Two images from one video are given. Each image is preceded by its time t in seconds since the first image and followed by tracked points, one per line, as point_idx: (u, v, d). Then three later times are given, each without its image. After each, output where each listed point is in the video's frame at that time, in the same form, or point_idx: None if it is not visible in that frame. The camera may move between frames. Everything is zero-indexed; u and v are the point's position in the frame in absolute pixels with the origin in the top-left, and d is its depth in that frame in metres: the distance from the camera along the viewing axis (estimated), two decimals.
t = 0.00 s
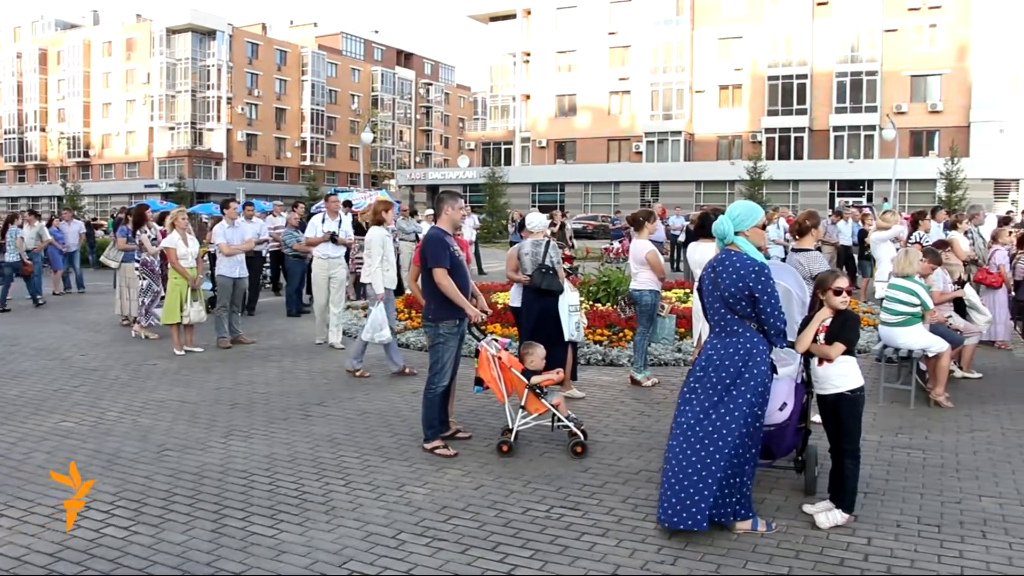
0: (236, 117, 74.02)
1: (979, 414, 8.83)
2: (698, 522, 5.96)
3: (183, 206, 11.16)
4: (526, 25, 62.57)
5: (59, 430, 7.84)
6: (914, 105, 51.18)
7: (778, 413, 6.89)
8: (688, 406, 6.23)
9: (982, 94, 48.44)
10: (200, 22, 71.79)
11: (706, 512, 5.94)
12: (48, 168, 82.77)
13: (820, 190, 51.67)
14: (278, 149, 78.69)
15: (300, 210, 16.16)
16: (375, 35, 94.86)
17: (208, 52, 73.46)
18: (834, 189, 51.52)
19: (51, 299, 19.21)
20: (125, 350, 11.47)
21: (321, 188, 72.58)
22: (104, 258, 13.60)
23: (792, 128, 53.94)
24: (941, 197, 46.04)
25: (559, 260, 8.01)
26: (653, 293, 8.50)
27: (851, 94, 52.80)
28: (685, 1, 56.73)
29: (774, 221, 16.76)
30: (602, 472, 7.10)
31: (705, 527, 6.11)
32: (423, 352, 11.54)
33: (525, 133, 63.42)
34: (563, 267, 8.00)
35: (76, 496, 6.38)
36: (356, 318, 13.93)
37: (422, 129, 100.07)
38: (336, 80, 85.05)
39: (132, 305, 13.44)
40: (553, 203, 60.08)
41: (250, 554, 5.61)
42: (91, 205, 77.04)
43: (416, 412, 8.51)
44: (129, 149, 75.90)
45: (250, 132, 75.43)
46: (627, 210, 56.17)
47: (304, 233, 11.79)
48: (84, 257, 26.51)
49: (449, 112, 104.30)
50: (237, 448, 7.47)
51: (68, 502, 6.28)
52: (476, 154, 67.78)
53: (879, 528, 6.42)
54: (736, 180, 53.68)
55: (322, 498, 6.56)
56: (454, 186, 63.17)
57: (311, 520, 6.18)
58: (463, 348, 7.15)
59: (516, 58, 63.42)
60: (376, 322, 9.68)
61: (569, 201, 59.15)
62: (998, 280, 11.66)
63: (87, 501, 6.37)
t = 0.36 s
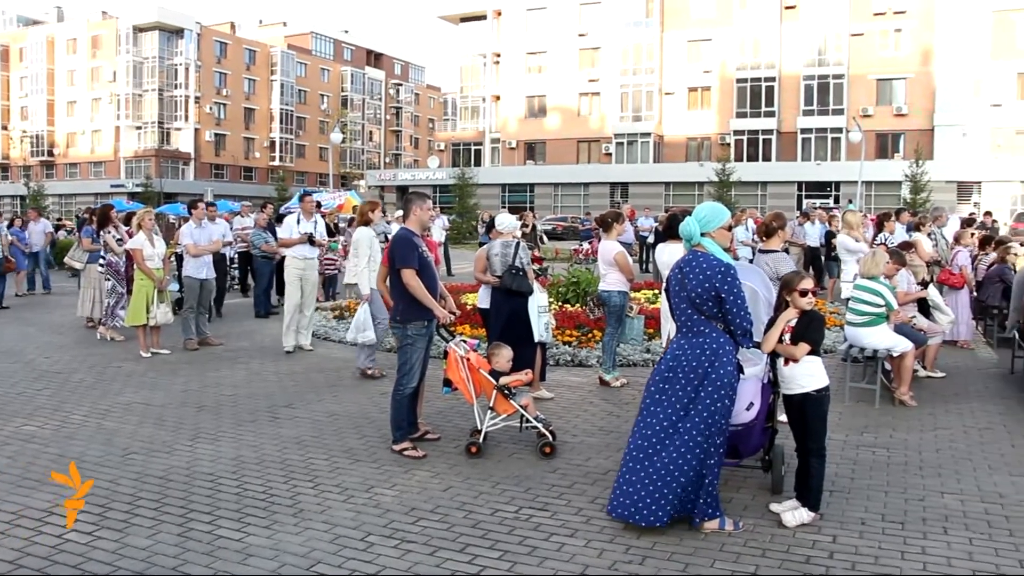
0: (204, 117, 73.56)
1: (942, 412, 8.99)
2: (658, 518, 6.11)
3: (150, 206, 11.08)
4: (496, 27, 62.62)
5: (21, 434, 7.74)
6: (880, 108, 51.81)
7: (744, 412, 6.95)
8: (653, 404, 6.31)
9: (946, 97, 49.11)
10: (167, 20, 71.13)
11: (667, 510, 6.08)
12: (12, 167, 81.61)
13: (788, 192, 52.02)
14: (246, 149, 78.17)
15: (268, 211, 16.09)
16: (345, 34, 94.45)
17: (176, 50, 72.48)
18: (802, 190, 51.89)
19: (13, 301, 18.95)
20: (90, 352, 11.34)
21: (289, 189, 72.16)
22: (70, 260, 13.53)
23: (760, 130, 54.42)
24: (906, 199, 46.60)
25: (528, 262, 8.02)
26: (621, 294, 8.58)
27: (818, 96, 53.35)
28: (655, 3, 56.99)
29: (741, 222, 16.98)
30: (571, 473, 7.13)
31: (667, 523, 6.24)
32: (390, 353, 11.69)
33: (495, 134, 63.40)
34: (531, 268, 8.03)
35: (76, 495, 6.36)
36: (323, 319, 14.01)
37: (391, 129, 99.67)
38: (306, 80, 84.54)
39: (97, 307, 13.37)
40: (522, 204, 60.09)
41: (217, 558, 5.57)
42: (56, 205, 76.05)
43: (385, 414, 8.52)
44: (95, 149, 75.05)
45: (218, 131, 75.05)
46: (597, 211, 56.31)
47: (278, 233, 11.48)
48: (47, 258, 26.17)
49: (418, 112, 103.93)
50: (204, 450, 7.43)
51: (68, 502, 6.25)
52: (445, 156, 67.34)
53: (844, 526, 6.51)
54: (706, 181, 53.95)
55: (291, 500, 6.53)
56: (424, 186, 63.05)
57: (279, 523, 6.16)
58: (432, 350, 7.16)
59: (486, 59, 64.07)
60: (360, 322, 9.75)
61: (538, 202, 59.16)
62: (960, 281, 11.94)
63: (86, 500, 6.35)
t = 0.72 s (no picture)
0: (170, 117, 73.08)
1: (905, 410, 9.12)
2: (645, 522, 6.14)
3: (115, 208, 11.03)
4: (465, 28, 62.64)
5: None
6: (846, 111, 52.26)
7: (711, 412, 7.00)
8: (628, 407, 6.36)
9: (911, 99, 49.61)
10: (132, 19, 70.56)
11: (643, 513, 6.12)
12: None
13: (755, 193, 52.41)
14: (213, 150, 77.55)
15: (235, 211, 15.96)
16: (312, 34, 93.96)
17: (141, 49, 72.09)
18: (769, 192, 52.31)
19: None
20: (53, 356, 11.19)
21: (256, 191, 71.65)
22: (34, 262, 13.40)
23: (728, 132, 54.55)
24: (871, 200, 47.08)
25: (496, 262, 8.07)
26: (589, 295, 8.61)
27: (785, 98, 53.79)
28: (623, 5, 57.27)
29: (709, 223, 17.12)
30: (539, 473, 7.16)
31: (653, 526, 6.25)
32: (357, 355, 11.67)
33: (463, 135, 63.35)
34: (499, 270, 8.08)
35: (74, 496, 6.37)
36: (291, 321, 13.94)
37: (360, 130, 99.09)
38: (273, 80, 84.03)
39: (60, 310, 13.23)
40: (490, 206, 60.09)
41: (182, 562, 5.54)
42: (18, 205, 75.05)
43: (353, 416, 8.50)
44: (58, 149, 74.17)
45: (185, 132, 74.34)
46: (565, 212, 56.42)
47: (247, 236, 11.30)
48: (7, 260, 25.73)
49: (387, 113, 103.39)
50: (170, 454, 7.38)
51: (69, 503, 6.26)
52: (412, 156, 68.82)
53: (811, 524, 6.58)
54: (673, 183, 54.17)
55: (258, 503, 6.50)
56: (392, 187, 62.86)
57: (245, 527, 6.12)
58: (400, 350, 7.17)
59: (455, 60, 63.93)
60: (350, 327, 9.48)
61: (507, 203, 59.21)
62: (924, 281, 12.06)
63: (85, 500, 6.36)
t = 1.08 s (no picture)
0: (137, 117, 72.00)
1: (871, 408, 9.24)
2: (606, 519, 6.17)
3: (79, 210, 10.95)
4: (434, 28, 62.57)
5: None
6: (813, 111, 52.70)
7: (679, 411, 7.03)
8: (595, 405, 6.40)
9: (877, 100, 50.11)
10: (98, 17, 69.91)
11: (606, 513, 6.14)
12: None
13: (724, 193, 52.68)
14: (181, 150, 76.93)
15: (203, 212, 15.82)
16: (281, 34, 93.43)
17: (107, 49, 71.38)
18: (737, 192, 52.61)
19: None
20: (17, 359, 11.04)
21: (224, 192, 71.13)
22: None
23: (696, 133, 54.90)
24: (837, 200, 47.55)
25: (464, 263, 8.06)
26: (558, 295, 8.64)
27: (753, 99, 54.11)
28: (592, 6, 57.49)
29: (679, 223, 17.21)
30: (508, 474, 7.18)
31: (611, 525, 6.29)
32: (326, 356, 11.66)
33: (433, 135, 63.27)
34: (468, 270, 8.08)
35: (75, 495, 6.41)
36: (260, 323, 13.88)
37: (330, 131, 98.43)
38: (242, 80, 83.57)
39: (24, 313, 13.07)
40: (460, 206, 60.07)
41: (149, 567, 5.49)
42: None
43: (322, 418, 8.48)
44: (23, 149, 73.31)
45: (152, 132, 73.57)
46: (534, 213, 56.46)
47: (215, 238, 11.23)
48: None
49: (357, 113, 102.88)
50: (136, 458, 7.32)
51: (68, 502, 6.30)
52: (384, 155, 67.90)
53: (777, 522, 6.64)
54: (642, 184, 54.29)
55: (225, 507, 6.47)
56: (361, 188, 62.59)
57: (213, 530, 6.09)
58: (368, 352, 7.16)
59: (424, 60, 63.86)
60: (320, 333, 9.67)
61: (477, 204, 59.18)
62: (889, 281, 12.15)
63: (86, 500, 6.41)
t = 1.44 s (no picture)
0: (104, 115, 71.28)
1: (838, 406, 9.35)
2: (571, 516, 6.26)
3: (42, 209, 10.82)
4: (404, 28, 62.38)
5: None
6: (783, 112, 53.10)
7: (648, 411, 7.08)
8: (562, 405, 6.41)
9: (844, 101, 50.71)
10: (63, 13, 68.82)
11: (571, 511, 6.22)
12: None
13: (694, 194, 52.90)
14: (149, 148, 76.09)
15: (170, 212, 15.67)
16: (251, 32, 92.78)
17: (73, 45, 70.36)
18: (708, 193, 52.77)
19: None
20: None
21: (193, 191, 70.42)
22: None
23: (666, 133, 55.08)
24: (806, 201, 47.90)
25: (433, 262, 8.08)
26: (528, 295, 8.68)
27: (723, 101, 54.40)
28: (564, 6, 57.69)
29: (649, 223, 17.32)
30: (478, 474, 7.19)
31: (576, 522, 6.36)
32: (295, 356, 11.62)
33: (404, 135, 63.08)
34: (437, 270, 8.09)
35: (75, 495, 6.45)
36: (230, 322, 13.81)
37: (300, 130, 97.65)
38: (211, 78, 82.99)
39: None
40: (431, 206, 59.97)
41: (115, 570, 5.44)
42: None
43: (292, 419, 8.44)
44: None
45: (119, 130, 72.72)
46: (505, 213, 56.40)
47: (183, 238, 11.13)
48: None
49: (327, 113, 102.19)
50: (102, 460, 7.25)
51: (66, 502, 6.36)
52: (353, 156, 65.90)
53: (747, 520, 6.69)
54: (613, 184, 54.34)
55: (193, 509, 6.42)
56: (330, 188, 62.20)
57: (179, 533, 6.04)
58: (337, 352, 7.14)
59: (395, 60, 63.71)
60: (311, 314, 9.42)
61: (448, 203, 59.06)
62: (856, 280, 12.32)
63: (85, 499, 6.46)
